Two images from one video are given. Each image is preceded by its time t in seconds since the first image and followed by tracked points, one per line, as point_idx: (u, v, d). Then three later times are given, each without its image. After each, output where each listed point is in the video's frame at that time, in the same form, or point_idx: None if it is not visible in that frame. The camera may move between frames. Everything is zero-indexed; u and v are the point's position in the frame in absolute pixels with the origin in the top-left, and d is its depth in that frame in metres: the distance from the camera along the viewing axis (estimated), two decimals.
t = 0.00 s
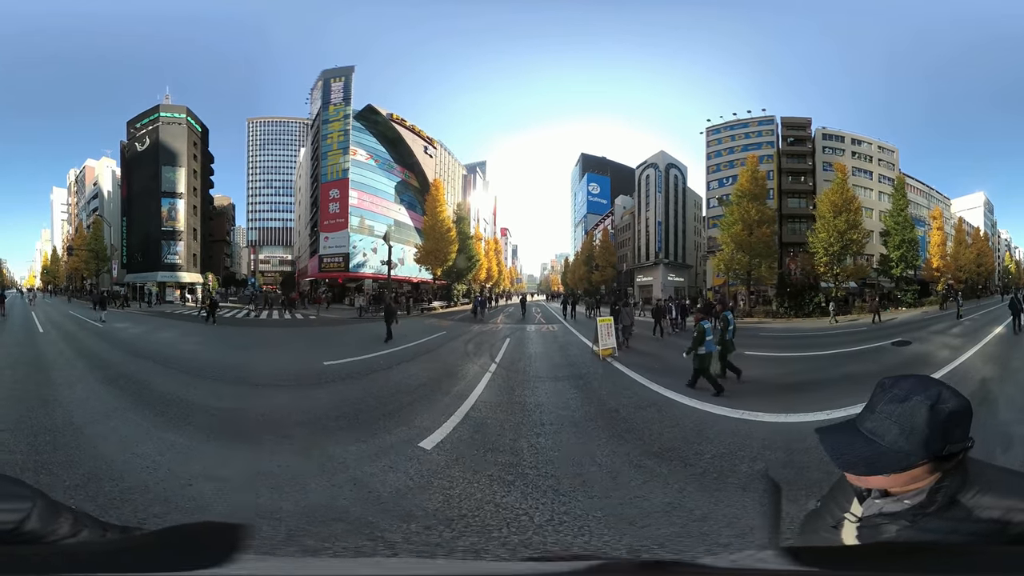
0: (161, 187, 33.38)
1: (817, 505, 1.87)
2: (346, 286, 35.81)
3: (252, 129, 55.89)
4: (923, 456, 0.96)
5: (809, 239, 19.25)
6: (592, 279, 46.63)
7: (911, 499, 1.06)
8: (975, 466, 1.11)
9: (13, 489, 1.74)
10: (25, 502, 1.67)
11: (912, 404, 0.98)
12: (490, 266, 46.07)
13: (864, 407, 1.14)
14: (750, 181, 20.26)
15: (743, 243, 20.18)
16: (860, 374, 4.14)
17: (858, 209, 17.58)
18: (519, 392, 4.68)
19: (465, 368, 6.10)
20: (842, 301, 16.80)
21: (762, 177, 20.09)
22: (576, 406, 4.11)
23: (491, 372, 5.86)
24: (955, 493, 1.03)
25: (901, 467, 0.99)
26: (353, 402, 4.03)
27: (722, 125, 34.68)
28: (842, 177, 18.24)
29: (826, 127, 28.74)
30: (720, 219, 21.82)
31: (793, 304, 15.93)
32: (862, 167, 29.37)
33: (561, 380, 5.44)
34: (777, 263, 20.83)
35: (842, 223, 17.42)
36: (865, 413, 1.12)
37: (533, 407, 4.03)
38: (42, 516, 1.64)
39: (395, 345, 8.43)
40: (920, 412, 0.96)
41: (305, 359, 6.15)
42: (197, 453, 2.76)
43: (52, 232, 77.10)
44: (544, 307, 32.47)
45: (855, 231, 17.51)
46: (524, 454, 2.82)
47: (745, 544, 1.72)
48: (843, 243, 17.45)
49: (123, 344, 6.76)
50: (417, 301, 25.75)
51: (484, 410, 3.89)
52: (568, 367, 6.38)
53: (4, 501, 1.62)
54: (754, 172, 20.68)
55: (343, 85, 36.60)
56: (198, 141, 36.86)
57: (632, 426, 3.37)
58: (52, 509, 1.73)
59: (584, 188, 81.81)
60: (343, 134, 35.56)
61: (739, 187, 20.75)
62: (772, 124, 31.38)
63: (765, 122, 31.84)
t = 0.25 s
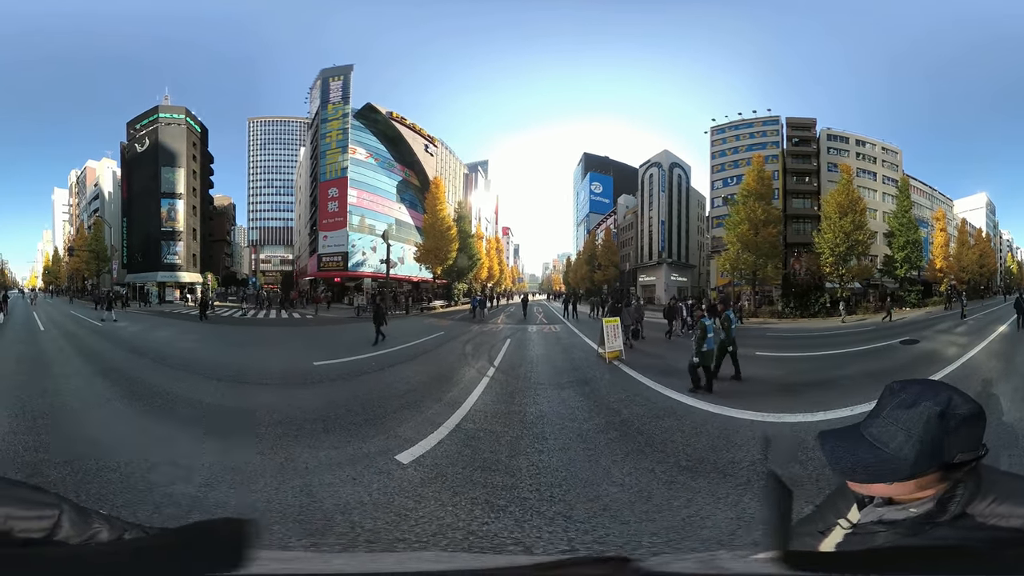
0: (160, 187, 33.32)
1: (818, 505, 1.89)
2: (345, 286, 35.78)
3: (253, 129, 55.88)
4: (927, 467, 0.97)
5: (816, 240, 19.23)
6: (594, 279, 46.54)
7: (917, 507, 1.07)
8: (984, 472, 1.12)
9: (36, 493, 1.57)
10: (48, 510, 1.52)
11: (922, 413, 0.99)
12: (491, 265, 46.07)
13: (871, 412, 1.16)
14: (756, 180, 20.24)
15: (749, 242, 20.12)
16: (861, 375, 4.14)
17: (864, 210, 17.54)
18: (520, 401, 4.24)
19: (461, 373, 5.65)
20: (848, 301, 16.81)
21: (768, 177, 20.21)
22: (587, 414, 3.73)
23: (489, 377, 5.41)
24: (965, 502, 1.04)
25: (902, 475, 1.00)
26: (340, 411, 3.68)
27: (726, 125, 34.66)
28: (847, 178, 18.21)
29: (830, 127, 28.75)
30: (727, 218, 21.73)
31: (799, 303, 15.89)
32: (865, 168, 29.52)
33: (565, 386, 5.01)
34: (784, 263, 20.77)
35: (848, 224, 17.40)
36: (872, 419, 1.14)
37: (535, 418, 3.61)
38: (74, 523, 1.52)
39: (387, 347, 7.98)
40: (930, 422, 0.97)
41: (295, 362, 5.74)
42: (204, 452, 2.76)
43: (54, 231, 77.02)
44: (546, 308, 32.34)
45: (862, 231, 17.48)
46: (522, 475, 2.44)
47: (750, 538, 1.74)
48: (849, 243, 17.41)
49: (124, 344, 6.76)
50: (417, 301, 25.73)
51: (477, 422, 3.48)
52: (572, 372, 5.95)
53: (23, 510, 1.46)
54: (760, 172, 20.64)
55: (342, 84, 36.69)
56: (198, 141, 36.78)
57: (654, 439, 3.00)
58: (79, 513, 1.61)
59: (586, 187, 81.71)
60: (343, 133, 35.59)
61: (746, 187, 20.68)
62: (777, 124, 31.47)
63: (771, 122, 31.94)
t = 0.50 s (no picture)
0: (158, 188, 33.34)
1: (829, 506, 1.86)
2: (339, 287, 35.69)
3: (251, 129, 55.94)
4: (933, 464, 0.96)
5: (818, 239, 19.22)
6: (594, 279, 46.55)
7: (928, 505, 1.06)
8: (990, 468, 1.12)
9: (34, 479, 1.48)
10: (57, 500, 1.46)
11: (920, 413, 1.00)
12: (489, 266, 46.04)
13: (873, 413, 1.15)
14: (758, 179, 20.37)
15: (751, 242, 20.11)
16: (859, 377, 4.12)
17: (865, 210, 17.61)
18: (517, 411, 3.79)
19: (453, 378, 5.19)
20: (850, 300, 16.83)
21: (770, 177, 20.33)
22: (595, 427, 3.32)
23: (484, 382, 4.96)
24: (969, 495, 1.04)
25: (908, 475, 1.00)
26: (316, 427, 3.28)
27: (726, 124, 34.67)
28: (849, 179, 18.26)
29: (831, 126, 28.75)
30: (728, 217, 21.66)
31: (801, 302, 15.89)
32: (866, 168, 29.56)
33: (568, 392, 4.56)
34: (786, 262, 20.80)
35: (850, 223, 17.44)
36: (871, 422, 1.14)
37: (533, 433, 3.17)
38: (81, 516, 1.49)
39: (373, 351, 7.59)
40: (928, 421, 0.98)
41: (277, 369, 5.32)
42: (201, 451, 2.76)
43: (53, 232, 77.09)
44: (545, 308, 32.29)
45: (864, 231, 17.53)
46: (518, 506, 2.02)
47: (756, 537, 1.73)
48: (852, 243, 17.44)
49: (123, 344, 6.79)
50: (415, 302, 25.71)
51: (465, 439, 3.03)
52: (574, 376, 5.52)
53: (31, 501, 1.39)
54: (761, 171, 20.74)
55: (339, 84, 36.74)
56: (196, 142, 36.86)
57: (674, 457, 2.62)
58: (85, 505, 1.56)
59: (585, 187, 81.78)
60: (340, 133, 35.61)
61: (748, 185, 20.73)
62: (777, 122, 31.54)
63: (771, 121, 31.98)
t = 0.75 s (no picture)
0: (154, 190, 33.32)
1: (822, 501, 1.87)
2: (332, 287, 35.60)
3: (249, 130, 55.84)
4: (924, 457, 0.96)
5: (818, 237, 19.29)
6: (592, 279, 46.54)
7: (918, 498, 1.07)
8: (981, 464, 1.12)
9: (16, 482, 1.59)
10: (34, 496, 1.57)
11: (912, 406, 0.99)
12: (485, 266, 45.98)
13: (868, 406, 1.14)
14: (758, 177, 20.40)
15: (750, 240, 20.13)
16: (853, 376, 4.08)
17: (864, 209, 17.72)
18: (509, 423, 3.48)
19: (441, 386, 4.87)
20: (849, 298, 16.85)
21: (769, 173, 20.28)
22: (596, 441, 3.02)
23: (474, 391, 4.64)
24: (961, 492, 1.02)
25: (898, 466, 1.00)
26: (289, 440, 3.01)
27: (725, 123, 34.69)
28: (848, 177, 18.32)
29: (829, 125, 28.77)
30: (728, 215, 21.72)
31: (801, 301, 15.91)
32: (864, 166, 29.64)
33: (566, 402, 4.25)
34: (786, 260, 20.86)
35: (849, 222, 17.51)
36: (865, 416, 1.13)
37: (526, 449, 2.87)
38: (51, 510, 1.55)
39: (351, 353, 7.21)
40: (920, 413, 0.96)
41: (256, 374, 4.98)
42: (200, 450, 2.78)
43: (48, 231, 76.66)
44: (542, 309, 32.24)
45: (864, 229, 17.64)
46: (502, 526, 1.92)
47: (758, 535, 1.76)
48: (852, 241, 17.48)
49: (118, 343, 6.79)
50: (408, 303, 25.65)
51: (444, 453, 2.76)
52: (572, 384, 5.19)
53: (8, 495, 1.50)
54: (761, 168, 20.78)
55: (334, 85, 36.82)
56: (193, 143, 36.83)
57: (687, 479, 2.33)
58: (61, 505, 1.64)
59: (582, 186, 81.81)
60: (332, 134, 35.46)
61: (748, 183, 20.75)
62: (775, 121, 31.61)
63: (768, 120, 32.01)
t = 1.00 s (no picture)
0: (152, 190, 33.25)
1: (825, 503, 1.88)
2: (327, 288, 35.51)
3: (248, 130, 55.79)
4: (926, 453, 0.96)
5: (820, 237, 19.33)
6: (591, 280, 46.51)
7: (922, 494, 1.06)
8: (983, 457, 1.11)
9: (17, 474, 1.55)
10: (25, 487, 1.51)
11: (911, 401, 0.98)
12: (484, 267, 45.99)
13: (866, 403, 1.13)
14: (760, 176, 20.41)
15: (752, 240, 20.14)
16: (854, 379, 4.06)
17: (866, 209, 17.75)
18: (503, 438, 3.18)
19: (429, 394, 4.56)
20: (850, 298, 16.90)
21: (769, 171, 20.28)
22: (598, 457, 2.73)
23: (466, 400, 4.32)
24: (961, 488, 1.02)
25: (899, 462, 1.00)
26: (290, 443, 3.01)
27: (725, 123, 34.71)
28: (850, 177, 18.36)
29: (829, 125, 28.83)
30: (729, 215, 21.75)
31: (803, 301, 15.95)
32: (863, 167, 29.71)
33: (566, 411, 3.93)
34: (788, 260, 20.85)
35: (852, 222, 17.55)
36: (866, 411, 1.11)
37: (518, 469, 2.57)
38: (44, 503, 1.50)
39: (339, 357, 6.87)
40: (919, 409, 0.96)
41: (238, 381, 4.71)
42: (200, 452, 2.78)
43: (45, 231, 76.41)
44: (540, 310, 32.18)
45: (867, 229, 17.67)
46: (505, 528, 1.92)
47: (759, 534, 1.79)
48: (854, 241, 17.50)
49: (115, 343, 6.76)
50: (404, 304, 25.56)
51: (435, 465, 2.62)
52: (572, 390, 4.87)
53: None
54: (762, 168, 20.79)
55: (331, 85, 36.79)
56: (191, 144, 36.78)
57: (687, 480, 2.34)
58: (53, 498, 1.59)
59: (581, 187, 81.82)
60: (330, 134, 35.54)
61: (749, 182, 20.76)
62: (774, 122, 31.64)
63: (767, 120, 32.04)
